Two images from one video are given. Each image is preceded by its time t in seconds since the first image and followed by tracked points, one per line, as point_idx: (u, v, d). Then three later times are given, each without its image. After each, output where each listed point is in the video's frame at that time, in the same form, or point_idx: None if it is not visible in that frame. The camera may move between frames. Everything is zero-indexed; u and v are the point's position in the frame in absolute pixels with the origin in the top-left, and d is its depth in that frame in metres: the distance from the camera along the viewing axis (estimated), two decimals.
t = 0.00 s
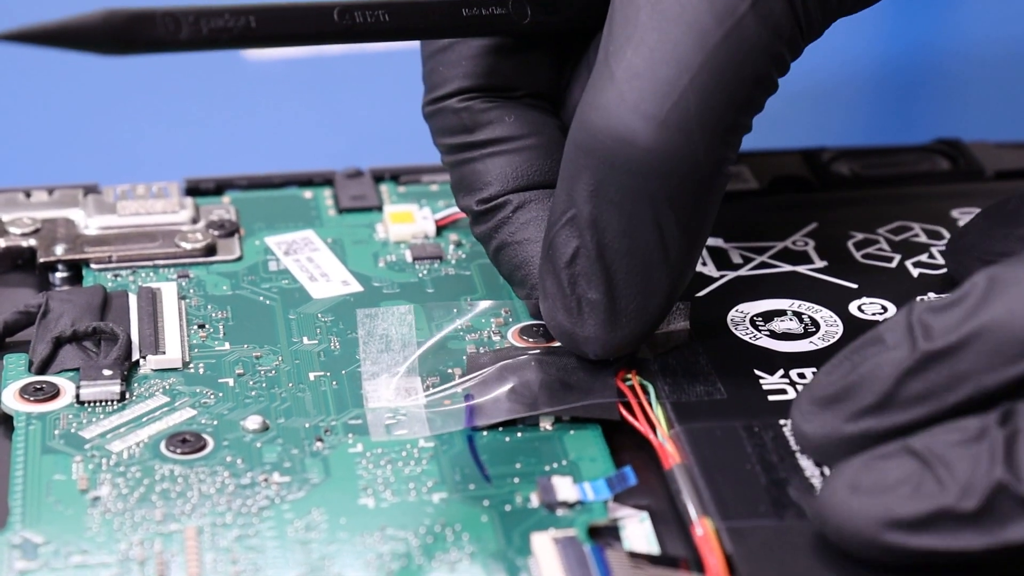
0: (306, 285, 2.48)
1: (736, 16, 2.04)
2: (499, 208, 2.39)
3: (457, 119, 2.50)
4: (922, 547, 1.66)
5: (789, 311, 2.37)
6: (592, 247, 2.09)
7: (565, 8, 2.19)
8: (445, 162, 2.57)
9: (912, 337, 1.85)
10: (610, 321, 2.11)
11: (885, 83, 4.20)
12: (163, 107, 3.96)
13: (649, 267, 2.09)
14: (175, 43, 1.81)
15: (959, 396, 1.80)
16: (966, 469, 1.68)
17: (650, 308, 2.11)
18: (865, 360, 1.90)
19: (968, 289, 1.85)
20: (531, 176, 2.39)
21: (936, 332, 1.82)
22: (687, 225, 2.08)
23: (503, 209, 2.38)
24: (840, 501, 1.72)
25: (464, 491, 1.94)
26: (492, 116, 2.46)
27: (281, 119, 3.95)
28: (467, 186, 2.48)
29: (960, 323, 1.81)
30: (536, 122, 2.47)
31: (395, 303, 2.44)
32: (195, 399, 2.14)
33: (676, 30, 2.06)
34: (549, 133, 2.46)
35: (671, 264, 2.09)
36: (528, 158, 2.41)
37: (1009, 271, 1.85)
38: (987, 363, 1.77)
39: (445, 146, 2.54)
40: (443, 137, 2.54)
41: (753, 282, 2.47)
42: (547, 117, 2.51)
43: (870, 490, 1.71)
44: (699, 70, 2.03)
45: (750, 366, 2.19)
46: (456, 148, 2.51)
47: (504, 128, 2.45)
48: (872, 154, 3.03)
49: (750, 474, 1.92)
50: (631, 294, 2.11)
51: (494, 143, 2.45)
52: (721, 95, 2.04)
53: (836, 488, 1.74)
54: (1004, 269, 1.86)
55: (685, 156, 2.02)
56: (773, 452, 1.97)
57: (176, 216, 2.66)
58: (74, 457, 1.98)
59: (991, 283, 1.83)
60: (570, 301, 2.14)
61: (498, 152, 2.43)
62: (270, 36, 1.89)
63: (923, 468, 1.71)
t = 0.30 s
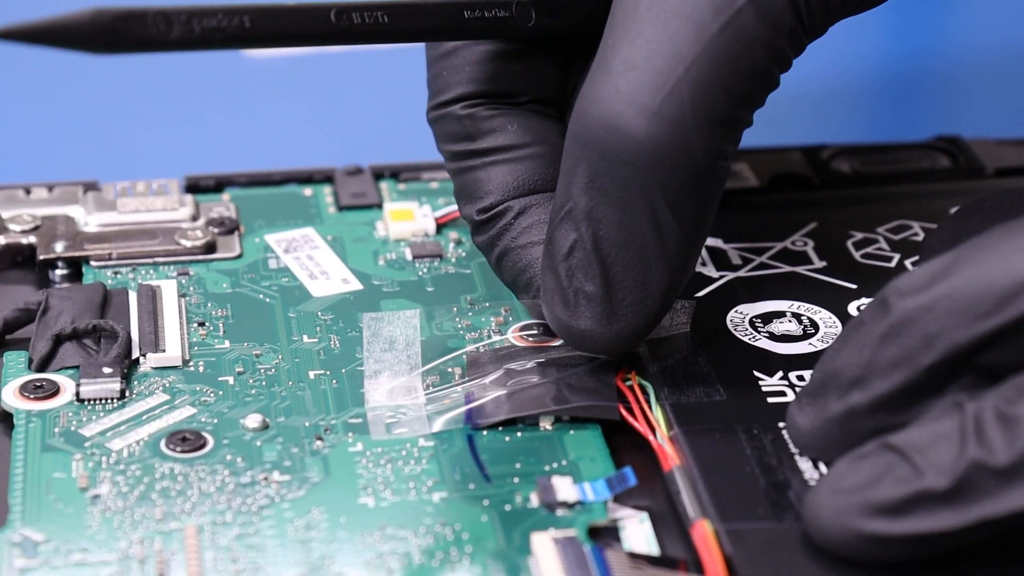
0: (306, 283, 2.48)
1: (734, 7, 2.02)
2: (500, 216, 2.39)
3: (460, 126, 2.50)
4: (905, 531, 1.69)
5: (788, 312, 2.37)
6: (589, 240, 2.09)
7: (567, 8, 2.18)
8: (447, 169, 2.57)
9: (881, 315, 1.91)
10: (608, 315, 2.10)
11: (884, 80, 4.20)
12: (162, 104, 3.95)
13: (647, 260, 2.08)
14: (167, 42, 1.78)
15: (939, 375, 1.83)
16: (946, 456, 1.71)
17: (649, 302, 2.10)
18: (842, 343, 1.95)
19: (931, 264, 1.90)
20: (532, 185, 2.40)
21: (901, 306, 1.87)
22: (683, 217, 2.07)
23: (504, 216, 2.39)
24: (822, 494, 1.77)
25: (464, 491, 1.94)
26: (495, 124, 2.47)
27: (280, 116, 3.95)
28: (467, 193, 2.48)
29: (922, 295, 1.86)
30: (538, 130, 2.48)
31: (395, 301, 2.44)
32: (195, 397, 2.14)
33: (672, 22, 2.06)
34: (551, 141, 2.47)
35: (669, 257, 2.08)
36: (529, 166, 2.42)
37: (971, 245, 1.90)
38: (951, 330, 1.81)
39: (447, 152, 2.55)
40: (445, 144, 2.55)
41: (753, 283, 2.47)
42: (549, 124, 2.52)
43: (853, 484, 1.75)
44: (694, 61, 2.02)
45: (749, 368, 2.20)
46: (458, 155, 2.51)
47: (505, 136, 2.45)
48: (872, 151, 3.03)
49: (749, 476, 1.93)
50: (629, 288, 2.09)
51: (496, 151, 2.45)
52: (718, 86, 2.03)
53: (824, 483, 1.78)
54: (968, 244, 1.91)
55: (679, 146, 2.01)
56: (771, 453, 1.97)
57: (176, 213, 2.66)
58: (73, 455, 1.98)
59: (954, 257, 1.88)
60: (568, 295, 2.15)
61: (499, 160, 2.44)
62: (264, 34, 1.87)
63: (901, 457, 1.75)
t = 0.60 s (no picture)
0: (304, 281, 2.48)
1: None
2: (495, 227, 2.38)
3: (452, 137, 2.49)
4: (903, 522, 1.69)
5: (785, 310, 2.37)
6: (578, 232, 2.09)
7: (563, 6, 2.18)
8: (442, 179, 2.55)
9: (876, 310, 1.91)
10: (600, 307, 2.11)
11: (882, 78, 4.20)
12: (159, 102, 3.95)
13: (635, 252, 2.07)
14: (143, 53, 1.78)
15: (936, 371, 1.83)
16: (942, 452, 1.71)
17: (640, 294, 2.09)
18: (839, 339, 1.95)
19: (928, 259, 1.91)
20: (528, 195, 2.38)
21: (897, 301, 1.88)
22: (671, 208, 2.05)
23: (498, 227, 2.37)
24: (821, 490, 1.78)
25: (461, 490, 1.94)
26: (487, 135, 2.45)
27: (278, 114, 3.95)
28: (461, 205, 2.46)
29: (917, 290, 1.87)
30: (532, 140, 2.46)
31: (392, 300, 2.44)
32: (192, 396, 2.14)
33: (657, 11, 2.03)
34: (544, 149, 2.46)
35: (657, 249, 2.07)
36: (523, 176, 2.40)
37: (967, 241, 1.91)
38: (947, 323, 1.81)
39: (441, 163, 2.53)
40: (439, 154, 2.53)
41: (750, 282, 2.47)
42: (542, 130, 2.51)
43: (852, 479, 1.76)
44: (678, 52, 1.99)
45: (746, 366, 2.20)
46: (451, 165, 2.49)
47: (499, 148, 2.43)
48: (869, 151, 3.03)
49: (746, 474, 1.93)
50: (620, 281, 2.09)
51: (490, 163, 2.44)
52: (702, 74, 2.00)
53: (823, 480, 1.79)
54: (965, 241, 1.92)
55: (664, 138, 1.99)
56: (768, 451, 1.98)
57: (173, 211, 2.65)
58: (70, 454, 1.98)
59: (949, 253, 1.89)
60: (559, 288, 2.15)
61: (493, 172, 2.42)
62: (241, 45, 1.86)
63: (899, 451, 1.76)
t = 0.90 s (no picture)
0: (305, 283, 2.48)
1: None
2: (502, 230, 2.35)
3: (455, 144, 2.46)
4: (905, 524, 1.69)
5: (787, 312, 2.38)
6: (588, 220, 2.05)
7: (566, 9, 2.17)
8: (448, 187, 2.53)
9: (878, 311, 1.91)
10: (615, 299, 2.06)
11: (882, 78, 4.20)
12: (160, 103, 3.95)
13: (648, 241, 2.03)
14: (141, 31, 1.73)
15: (938, 372, 1.84)
16: (944, 453, 1.71)
17: (654, 282, 2.05)
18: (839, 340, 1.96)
19: (928, 262, 1.92)
20: (532, 196, 2.34)
21: (899, 302, 1.88)
22: (683, 194, 2.02)
23: (506, 230, 2.34)
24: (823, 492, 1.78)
25: (463, 491, 1.94)
26: (489, 140, 2.42)
27: (279, 115, 3.95)
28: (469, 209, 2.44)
29: (918, 292, 1.87)
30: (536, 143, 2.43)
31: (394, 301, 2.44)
32: (193, 397, 2.14)
33: None
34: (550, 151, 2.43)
35: (671, 237, 2.03)
36: (529, 177, 2.37)
37: (968, 244, 1.91)
38: (948, 325, 1.81)
39: (445, 170, 2.50)
40: (443, 162, 2.51)
41: (752, 283, 2.47)
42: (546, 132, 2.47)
43: (855, 483, 1.76)
44: (686, 38, 1.98)
45: (748, 367, 2.20)
46: (455, 172, 2.47)
47: (502, 151, 2.40)
48: (870, 152, 3.03)
49: (748, 475, 1.93)
50: (634, 269, 2.05)
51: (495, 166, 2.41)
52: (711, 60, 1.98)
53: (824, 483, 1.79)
54: (966, 244, 1.92)
55: (674, 123, 1.96)
56: (770, 452, 1.98)
57: (174, 212, 2.65)
58: (72, 455, 1.98)
59: (951, 256, 1.90)
60: (572, 278, 2.10)
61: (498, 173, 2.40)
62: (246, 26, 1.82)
63: (903, 453, 1.76)
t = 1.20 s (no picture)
0: (304, 282, 2.48)
1: None
2: (529, 198, 2.39)
3: (479, 119, 2.49)
4: (906, 520, 1.69)
5: (786, 310, 2.37)
6: (633, 176, 2.07)
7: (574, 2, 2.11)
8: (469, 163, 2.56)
9: (877, 310, 1.91)
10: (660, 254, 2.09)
11: (881, 78, 4.21)
12: (159, 103, 3.95)
13: (695, 195, 2.05)
14: None
15: (938, 371, 1.84)
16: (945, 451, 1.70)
17: (700, 238, 2.08)
18: (838, 339, 1.96)
19: (928, 261, 1.92)
20: (562, 166, 2.39)
21: (898, 302, 1.88)
22: (729, 150, 2.05)
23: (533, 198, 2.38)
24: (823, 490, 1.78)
25: (462, 489, 1.94)
26: (515, 113, 2.45)
27: (278, 115, 3.95)
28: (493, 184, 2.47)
29: (918, 290, 1.87)
30: (560, 116, 2.47)
31: (393, 300, 2.44)
32: (192, 396, 2.14)
33: None
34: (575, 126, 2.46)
35: (716, 192, 2.06)
36: (556, 149, 2.41)
37: (968, 243, 1.92)
38: (948, 324, 1.81)
39: (468, 146, 2.53)
40: (466, 139, 2.53)
41: (751, 282, 2.47)
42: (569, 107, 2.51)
43: (855, 479, 1.75)
44: None
45: (747, 366, 2.20)
46: (479, 147, 2.50)
47: (528, 124, 2.44)
48: (869, 151, 3.03)
49: (746, 473, 1.93)
50: (680, 224, 2.07)
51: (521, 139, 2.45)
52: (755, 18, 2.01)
53: (825, 481, 1.79)
54: (966, 242, 1.92)
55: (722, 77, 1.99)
56: (769, 450, 1.98)
57: (173, 212, 2.65)
58: (71, 454, 1.98)
59: (951, 254, 1.90)
60: (615, 236, 2.13)
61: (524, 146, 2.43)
62: None
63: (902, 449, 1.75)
